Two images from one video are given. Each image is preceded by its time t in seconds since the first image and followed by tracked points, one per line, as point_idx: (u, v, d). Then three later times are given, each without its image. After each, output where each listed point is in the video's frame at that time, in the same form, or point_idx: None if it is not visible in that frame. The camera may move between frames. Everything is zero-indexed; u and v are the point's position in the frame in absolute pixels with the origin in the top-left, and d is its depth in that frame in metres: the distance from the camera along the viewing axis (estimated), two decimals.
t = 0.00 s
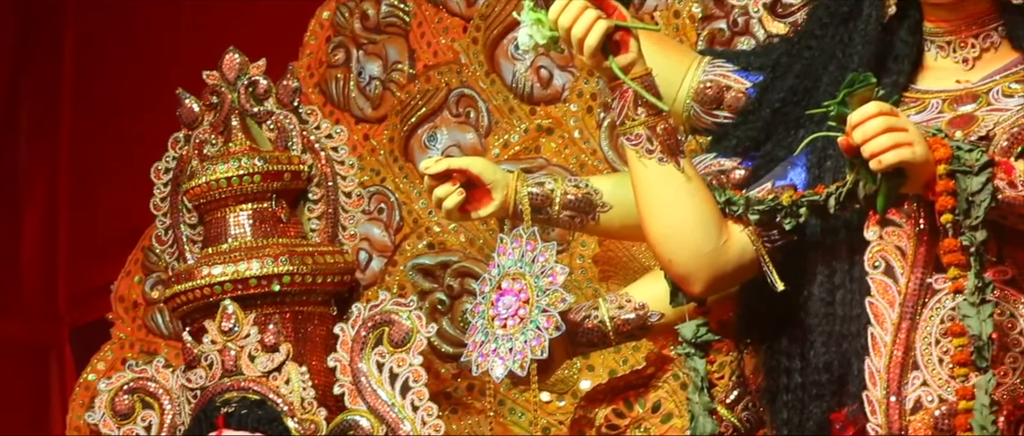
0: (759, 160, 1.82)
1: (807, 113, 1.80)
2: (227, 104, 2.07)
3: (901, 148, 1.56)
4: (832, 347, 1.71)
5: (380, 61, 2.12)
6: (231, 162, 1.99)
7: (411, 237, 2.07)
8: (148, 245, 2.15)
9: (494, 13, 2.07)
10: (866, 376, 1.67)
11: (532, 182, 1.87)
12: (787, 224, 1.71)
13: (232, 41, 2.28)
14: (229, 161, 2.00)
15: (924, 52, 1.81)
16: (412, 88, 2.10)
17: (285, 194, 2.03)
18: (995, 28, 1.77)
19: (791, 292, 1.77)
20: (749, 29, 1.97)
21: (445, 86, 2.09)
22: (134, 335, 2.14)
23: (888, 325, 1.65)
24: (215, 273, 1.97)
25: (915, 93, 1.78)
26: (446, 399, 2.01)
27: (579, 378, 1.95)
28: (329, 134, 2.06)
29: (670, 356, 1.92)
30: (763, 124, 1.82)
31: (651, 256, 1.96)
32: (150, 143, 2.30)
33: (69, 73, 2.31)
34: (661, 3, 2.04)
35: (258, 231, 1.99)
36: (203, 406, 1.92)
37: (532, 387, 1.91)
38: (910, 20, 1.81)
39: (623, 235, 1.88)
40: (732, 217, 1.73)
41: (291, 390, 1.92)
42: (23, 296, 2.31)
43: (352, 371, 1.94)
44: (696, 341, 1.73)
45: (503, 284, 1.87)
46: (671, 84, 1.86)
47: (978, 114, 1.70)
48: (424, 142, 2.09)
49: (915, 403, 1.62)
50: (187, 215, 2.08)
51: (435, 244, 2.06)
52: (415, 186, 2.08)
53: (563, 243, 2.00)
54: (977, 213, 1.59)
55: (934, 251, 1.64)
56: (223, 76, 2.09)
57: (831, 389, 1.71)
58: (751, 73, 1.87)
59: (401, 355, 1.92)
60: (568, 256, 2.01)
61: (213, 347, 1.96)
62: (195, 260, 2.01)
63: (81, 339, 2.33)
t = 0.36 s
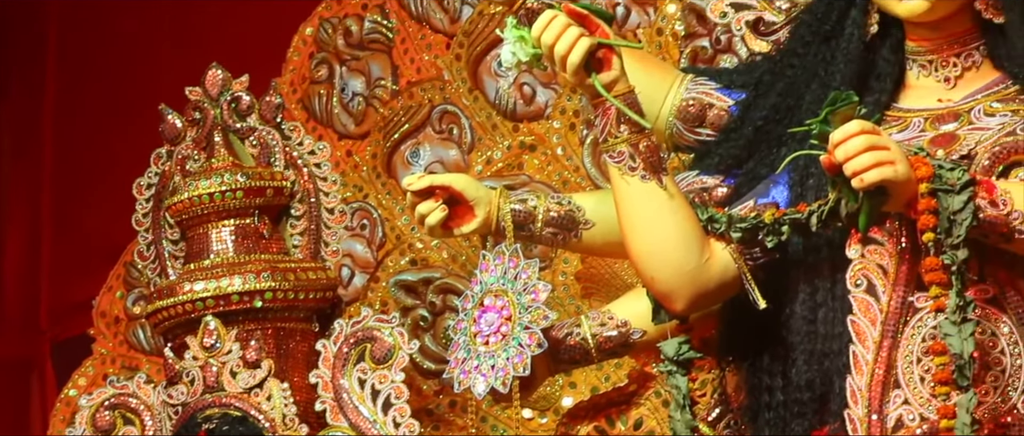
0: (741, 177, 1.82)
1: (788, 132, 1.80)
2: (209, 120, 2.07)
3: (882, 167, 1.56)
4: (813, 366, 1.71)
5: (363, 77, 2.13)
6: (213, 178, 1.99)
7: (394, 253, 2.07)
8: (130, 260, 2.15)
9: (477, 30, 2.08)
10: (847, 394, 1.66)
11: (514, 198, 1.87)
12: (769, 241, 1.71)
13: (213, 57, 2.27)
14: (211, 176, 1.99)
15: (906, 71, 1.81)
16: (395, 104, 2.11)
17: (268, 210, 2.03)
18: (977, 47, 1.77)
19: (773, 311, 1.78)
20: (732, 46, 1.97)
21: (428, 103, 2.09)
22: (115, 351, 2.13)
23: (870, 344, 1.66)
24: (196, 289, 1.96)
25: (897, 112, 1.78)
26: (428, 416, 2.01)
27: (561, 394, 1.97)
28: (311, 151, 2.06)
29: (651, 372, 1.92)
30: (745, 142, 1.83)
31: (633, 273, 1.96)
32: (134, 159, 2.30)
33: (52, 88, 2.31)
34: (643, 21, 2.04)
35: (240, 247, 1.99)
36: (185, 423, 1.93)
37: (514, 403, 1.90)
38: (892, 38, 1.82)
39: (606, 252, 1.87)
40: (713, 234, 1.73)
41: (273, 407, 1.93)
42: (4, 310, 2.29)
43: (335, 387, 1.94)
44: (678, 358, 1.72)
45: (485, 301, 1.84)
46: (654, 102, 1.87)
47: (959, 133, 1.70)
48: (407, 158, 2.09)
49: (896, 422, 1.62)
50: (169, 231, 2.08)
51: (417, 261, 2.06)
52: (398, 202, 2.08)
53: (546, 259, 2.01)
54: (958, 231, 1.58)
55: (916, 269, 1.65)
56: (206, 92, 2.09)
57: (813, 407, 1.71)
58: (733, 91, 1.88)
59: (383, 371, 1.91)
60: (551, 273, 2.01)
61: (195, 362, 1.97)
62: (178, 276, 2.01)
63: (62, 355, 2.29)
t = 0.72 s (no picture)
0: (723, 197, 1.83)
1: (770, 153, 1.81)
2: (191, 139, 2.07)
3: (864, 187, 1.56)
4: (795, 385, 1.72)
5: (346, 95, 2.13)
6: (195, 196, 1.99)
7: (375, 271, 2.07)
8: (112, 278, 2.15)
9: (460, 49, 2.08)
10: (828, 414, 1.67)
11: (496, 218, 1.86)
12: (750, 261, 1.71)
13: (197, 74, 2.27)
14: (192, 195, 1.99)
15: (886, 92, 1.82)
16: (377, 123, 2.11)
17: (249, 228, 2.03)
18: (958, 68, 1.78)
19: (754, 330, 1.78)
20: (714, 66, 1.98)
21: (410, 121, 2.09)
22: (95, 369, 2.13)
23: (851, 364, 1.66)
24: (177, 308, 1.96)
25: (878, 132, 1.79)
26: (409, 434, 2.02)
27: (543, 413, 1.97)
28: (294, 169, 2.06)
29: (633, 392, 1.93)
30: (727, 163, 1.83)
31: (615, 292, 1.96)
32: (116, 178, 2.30)
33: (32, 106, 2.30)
34: (625, 40, 2.05)
35: (221, 265, 1.99)
36: None
37: (496, 423, 1.89)
38: (873, 59, 1.83)
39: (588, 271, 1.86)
40: (696, 254, 1.73)
41: (253, 426, 1.92)
42: None
43: (316, 406, 1.93)
44: (659, 378, 1.72)
45: (466, 320, 1.84)
46: (635, 121, 1.87)
47: (940, 154, 1.71)
48: (389, 177, 2.10)
49: None
50: (150, 249, 2.07)
51: (399, 279, 2.06)
52: (379, 220, 2.08)
53: (528, 278, 2.01)
54: (939, 252, 1.58)
55: (896, 290, 1.65)
56: (188, 110, 2.09)
57: (794, 427, 1.72)
58: (715, 111, 1.88)
59: (364, 390, 1.92)
60: (533, 292, 2.02)
61: (176, 381, 1.95)
62: (158, 295, 2.00)
63: (42, 374, 2.27)
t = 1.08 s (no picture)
0: (707, 211, 1.83)
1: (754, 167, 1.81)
2: (175, 152, 2.07)
3: (847, 202, 1.56)
4: (778, 400, 1.72)
5: (330, 108, 2.13)
6: (179, 209, 1.99)
7: (360, 284, 2.07)
8: (95, 291, 2.15)
9: (445, 63, 2.08)
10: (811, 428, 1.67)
11: (480, 230, 1.85)
12: (734, 275, 1.71)
13: (183, 87, 2.26)
14: (177, 207, 1.99)
15: (871, 107, 1.82)
16: (362, 136, 2.11)
17: (233, 241, 2.02)
18: (941, 84, 1.79)
19: (737, 345, 1.78)
20: (698, 81, 1.98)
21: (395, 134, 2.10)
22: (78, 382, 2.13)
23: (834, 378, 1.66)
24: (161, 321, 1.95)
25: (861, 148, 1.79)
26: None
27: (526, 427, 1.97)
28: (277, 182, 2.06)
29: (617, 405, 1.93)
30: (710, 177, 1.83)
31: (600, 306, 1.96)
32: (99, 190, 2.28)
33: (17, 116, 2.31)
34: (610, 54, 2.04)
35: (205, 278, 1.99)
36: None
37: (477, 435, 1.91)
38: (857, 74, 1.83)
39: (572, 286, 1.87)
40: (679, 268, 1.73)
41: None
42: None
43: (299, 419, 1.93)
44: (643, 392, 1.72)
45: (450, 333, 1.83)
46: (620, 135, 1.87)
47: (923, 170, 1.71)
48: (374, 190, 2.09)
49: None
50: (134, 261, 2.07)
51: (383, 293, 2.06)
52: (364, 233, 2.09)
53: (512, 292, 2.02)
54: (922, 267, 1.58)
55: (879, 305, 1.66)
56: (172, 123, 2.08)
57: None
58: (699, 125, 1.89)
59: (347, 403, 1.91)
60: (517, 306, 2.02)
61: (158, 394, 1.95)
62: (141, 308, 2.00)
63: (25, 387, 2.26)
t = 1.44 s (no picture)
0: (685, 228, 1.82)
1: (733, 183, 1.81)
2: (154, 166, 2.06)
3: (825, 219, 1.56)
4: (755, 417, 1.72)
5: (310, 123, 2.13)
6: (157, 223, 1.99)
7: (338, 300, 2.07)
8: (72, 305, 2.14)
9: (425, 78, 2.08)
10: None
11: (459, 246, 1.85)
12: (713, 292, 1.71)
13: (163, 101, 2.25)
14: (155, 221, 1.99)
15: (849, 125, 1.83)
16: (341, 152, 2.11)
17: (211, 256, 2.03)
18: (919, 102, 1.79)
19: (715, 362, 1.79)
20: (678, 97, 1.99)
21: (375, 150, 2.09)
22: (55, 396, 2.13)
23: (811, 396, 1.66)
24: (138, 335, 1.95)
25: (840, 166, 1.79)
26: None
27: None
28: (256, 197, 2.05)
29: (595, 421, 1.91)
30: (690, 194, 1.83)
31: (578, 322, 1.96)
32: (77, 205, 2.27)
33: None
34: (590, 71, 2.04)
35: (183, 293, 1.98)
36: None
37: None
38: (836, 92, 1.83)
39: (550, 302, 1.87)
40: (658, 284, 1.73)
41: None
42: None
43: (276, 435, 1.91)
44: (621, 408, 1.73)
45: (429, 349, 1.82)
46: (599, 151, 1.88)
47: (901, 187, 1.72)
48: (353, 205, 2.09)
49: None
50: (111, 275, 2.06)
51: (362, 308, 2.06)
52: (343, 248, 2.08)
53: (491, 307, 2.01)
54: (900, 285, 1.59)
55: (857, 323, 1.66)
56: (151, 137, 2.08)
57: None
58: (679, 142, 1.89)
59: (325, 419, 1.90)
60: (496, 322, 2.02)
61: (135, 409, 1.91)
62: (119, 322, 2.00)
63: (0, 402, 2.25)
